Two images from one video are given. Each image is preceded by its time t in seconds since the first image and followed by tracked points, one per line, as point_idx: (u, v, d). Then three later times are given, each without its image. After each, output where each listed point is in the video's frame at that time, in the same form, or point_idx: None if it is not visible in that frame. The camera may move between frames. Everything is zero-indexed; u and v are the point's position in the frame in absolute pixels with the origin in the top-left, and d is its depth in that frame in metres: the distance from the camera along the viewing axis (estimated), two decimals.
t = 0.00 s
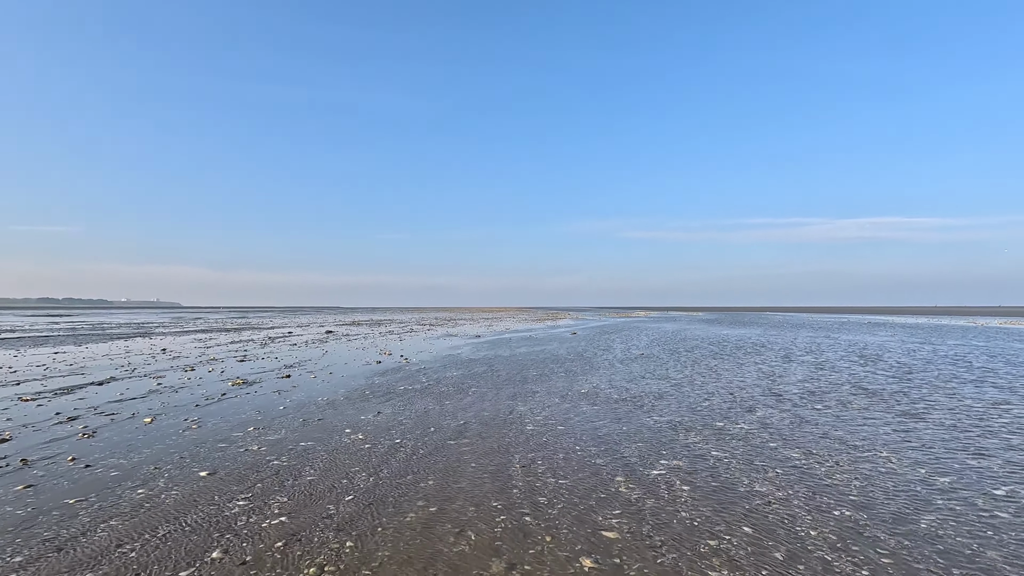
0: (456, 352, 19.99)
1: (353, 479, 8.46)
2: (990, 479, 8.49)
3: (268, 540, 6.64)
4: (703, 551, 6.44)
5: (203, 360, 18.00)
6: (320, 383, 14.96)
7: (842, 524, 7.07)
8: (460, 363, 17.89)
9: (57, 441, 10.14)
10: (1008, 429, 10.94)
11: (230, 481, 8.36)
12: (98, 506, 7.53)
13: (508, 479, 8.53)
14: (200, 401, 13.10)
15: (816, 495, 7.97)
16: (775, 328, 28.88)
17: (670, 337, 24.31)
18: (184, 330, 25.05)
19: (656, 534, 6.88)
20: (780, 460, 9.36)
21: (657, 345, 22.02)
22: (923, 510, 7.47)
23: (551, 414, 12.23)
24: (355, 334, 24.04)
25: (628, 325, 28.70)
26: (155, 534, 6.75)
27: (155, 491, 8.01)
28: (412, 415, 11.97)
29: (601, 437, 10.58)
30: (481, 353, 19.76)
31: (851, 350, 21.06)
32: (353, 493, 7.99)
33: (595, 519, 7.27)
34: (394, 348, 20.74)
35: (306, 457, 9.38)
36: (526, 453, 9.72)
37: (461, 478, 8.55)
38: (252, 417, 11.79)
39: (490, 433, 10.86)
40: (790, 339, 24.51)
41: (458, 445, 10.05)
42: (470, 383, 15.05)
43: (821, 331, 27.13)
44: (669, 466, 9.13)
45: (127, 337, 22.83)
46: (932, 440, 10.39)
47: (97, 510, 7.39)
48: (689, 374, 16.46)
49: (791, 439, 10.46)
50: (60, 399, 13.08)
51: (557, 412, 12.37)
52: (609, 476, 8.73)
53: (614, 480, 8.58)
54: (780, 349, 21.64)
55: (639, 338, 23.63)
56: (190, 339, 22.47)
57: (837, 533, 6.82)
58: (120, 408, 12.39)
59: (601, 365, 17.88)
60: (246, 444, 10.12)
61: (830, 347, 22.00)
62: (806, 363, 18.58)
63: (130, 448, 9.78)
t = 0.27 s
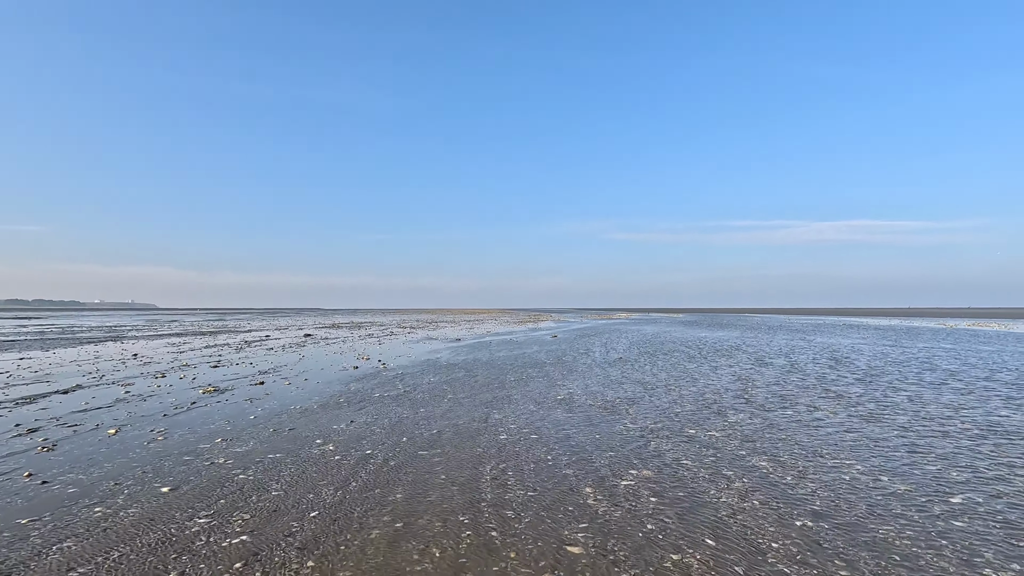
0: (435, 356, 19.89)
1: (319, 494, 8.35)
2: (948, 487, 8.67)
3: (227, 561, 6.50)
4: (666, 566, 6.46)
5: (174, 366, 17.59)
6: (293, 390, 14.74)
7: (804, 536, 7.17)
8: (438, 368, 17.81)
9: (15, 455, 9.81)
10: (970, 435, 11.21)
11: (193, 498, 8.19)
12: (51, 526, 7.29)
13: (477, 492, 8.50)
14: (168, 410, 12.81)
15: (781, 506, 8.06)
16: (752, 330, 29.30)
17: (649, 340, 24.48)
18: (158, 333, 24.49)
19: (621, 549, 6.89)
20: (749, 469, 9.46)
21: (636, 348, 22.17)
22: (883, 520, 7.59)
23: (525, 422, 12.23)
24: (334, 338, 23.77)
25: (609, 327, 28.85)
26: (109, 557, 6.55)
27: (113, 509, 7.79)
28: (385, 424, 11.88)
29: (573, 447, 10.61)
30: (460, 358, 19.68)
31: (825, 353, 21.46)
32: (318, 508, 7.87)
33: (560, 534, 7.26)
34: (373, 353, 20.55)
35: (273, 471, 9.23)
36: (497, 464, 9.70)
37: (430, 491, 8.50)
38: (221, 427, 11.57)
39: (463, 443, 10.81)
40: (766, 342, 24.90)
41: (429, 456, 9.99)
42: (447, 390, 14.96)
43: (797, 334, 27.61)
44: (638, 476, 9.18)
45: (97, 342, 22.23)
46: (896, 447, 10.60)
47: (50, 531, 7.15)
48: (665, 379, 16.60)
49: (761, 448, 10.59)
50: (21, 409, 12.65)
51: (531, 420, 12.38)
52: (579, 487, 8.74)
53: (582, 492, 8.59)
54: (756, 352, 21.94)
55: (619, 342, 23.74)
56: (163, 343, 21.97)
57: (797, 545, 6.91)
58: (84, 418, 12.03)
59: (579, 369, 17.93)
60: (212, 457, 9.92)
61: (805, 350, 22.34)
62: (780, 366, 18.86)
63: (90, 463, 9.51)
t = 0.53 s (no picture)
0: (420, 366, 19.74)
1: (291, 528, 8.21)
2: (921, 514, 8.71)
3: None
4: None
5: (153, 379, 17.27)
6: (274, 406, 14.53)
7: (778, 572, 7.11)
8: (422, 380, 17.67)
9: None
10: (945, 456, 11.30)
11: (160, 534, 8.01)
12: (11, 567, 7.07)
13: (451, 524, 8.40)
14: (144, 430, 12.57)
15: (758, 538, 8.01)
16: (738, 335, 29.42)
17: (635, 347, 24.49)
18: (139, 340, 24.08)
19: None
20: (728, 497, 9.43)
21: (623, 356, 22.15)
22: (858, 553, 7.56)
23: (505, 443, 12.16)
24: (319, 345, 23.53)
25: (597, 332, 28.84)
26: None
27: (76, 547, 7.59)
28: (363, 446, 11.75)
29: (552, 471, 10.55)
30: (445, 367, 19.55)
31: (809, 362, 21.59)
32: (288, 545, 7.73)
33: (533, 571, 7.17)
34: (357, 361, 20.36)
35: (246, 502, 9.08)
36: (474, 491, 9.61)
37: (404, 524, 8.39)
38: (197, 450, 11.37)
39: (441, 467, 10.72)
40: (752, 348, 24.98)
41: (406, 483, 9.89)
42: (429, 405, 14.82)
43: (782, 339, 27.76)
44: (614, 505, 9.12)
45: (75, 350, 21.79)
46: (872, 469, 10.65)
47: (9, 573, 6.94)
48: (649, 392, 16.59)
49: (740, 472, 10.57)
50: None
51: (512, 440, 12.32)
52: (555, 518, 8.68)
53: (558, 523, 8.53)
54: (742, 360, 22.01)
55: (606, 349, 23.67)
56: (144, 351, 21.61)
57: None
58: (56, 441, 11.75)
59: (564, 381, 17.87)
60: (184, 485, 9.72)
61: (790, 358, 22.44)
62: (764, 377, 18.94)
63: (58, 493, 9.28)
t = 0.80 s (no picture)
0: (423, 381, 19.73)
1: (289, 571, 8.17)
2: (927, 555, 8.51)
3: None
4: None
5: (158, 396, 17.35)
6: (276, 429, 14.57)
7: None
8: (425, 398, 17.67)
9: None
10: (954, 489, 11.06)
11: None
12: None
13: (450, 567, 8.33)
14: (147, 457, 12.61)
15: None
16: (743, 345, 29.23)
17: (640, 359, 24.38)
18: (145, 351, 24.24)
19: None
20: (731, 538, 9.27)
21: (627, 371, 22.07)
22: None
23: (506, 474, 12.15)
24: (323, 356, 23.59)
25: (601, 342, 28.74)
26: None
27: None
28: (364, 478, 11.80)
29: (552, 508, 10.50)
30: (448, 383, 19.54)
31: (814, 378, 21.41)
32: None
33: None
34: (361, 375, 20.39)
35: (247, 542, 9.07)
36: (474, 531, 9.56)
37: (402, 567, 8.35)
38: (199, 482, 11.43)
39: (441, 501, 10.71)
40: (757, 361, 24.80)
41: (406, 521, 9.89)
42: (431, 429, 14.82)
43: (788, 350, 27.52)
44: (615, 548, 9.00)
45: (82, 362, 21.95)
46: (876, 504, 10.52)
47: None
48: (651, 416, 16.55)
49: (744, 510, 10.44)
50: None
51: (513, 471, 12.31)
52: (554, 560, 8.60)
53: (558, 567, 8.42)
54: (746, 375, 21.88)
55: (610, 363, 23.55)
56: (150, 363, 21.75)
57: None
58: (60, 470, 11.81)
59: (567, 401, 17.84)
60: (185, 523, 9.75)
61: (796, 374, 22.23)
62: (768, 397, 18.82)
63: (61, 531, 9.32)
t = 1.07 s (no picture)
0: (447, 401, 19.79)
1: None
2: None
3: None
4: None
5: (192, 415, 17.82)
6: (304, 454, 14.82)
7: None
8: (449, 420, 17.74)
9: (32, 551, 9.92)
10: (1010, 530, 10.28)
11: None
12: None
13: None
14: (182, 485, 12.97)
15: None
16: (771, 362, 28.49)
17: (664, 378, 23.99)
18: (179, 365, 24.99)
19: None
20: None
21: (651, 392, 21.75)
22: None
23: (530, 509, 12.07)
24: (349, 371, 23.89)
25: (625, 357, 28.38)
26: None
27: None
28: (389, 512, 11.89)
29: (577, 547, 10.31)
30: (472, 403, 19.54)
31: (847, 401, 20.69)
32: None
33: None
34: (386, 393, 20.56)
35: None
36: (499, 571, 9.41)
37: None
38: (231, 513, 11.68)
39: (465, 539, 10.67)
40: (786, 380, 24.13)
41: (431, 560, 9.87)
42: (455, 458, 14.91)
43: (819, 368, 26.68)
44: None
45: (120, 377, 22.74)
46: (924, 544, 9.89)
47: None
48: (677, 445, 16.25)
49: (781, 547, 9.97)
50: (43, 481, 12.91)
51: (537, 507, 12.21)
52: None
53: None
54: (775, 398, 21.32)
55: (633, 382, 23.23)
56: (184, 379, 22.40)
57: None
58: (101, 498, 12.24)
59: (591, 426, 17.66)
60: (218, 559, 9.92)
61: (827, 396, 21.57)
62: (799, 423, 18.25)
63: (101, 566, 9.57)
